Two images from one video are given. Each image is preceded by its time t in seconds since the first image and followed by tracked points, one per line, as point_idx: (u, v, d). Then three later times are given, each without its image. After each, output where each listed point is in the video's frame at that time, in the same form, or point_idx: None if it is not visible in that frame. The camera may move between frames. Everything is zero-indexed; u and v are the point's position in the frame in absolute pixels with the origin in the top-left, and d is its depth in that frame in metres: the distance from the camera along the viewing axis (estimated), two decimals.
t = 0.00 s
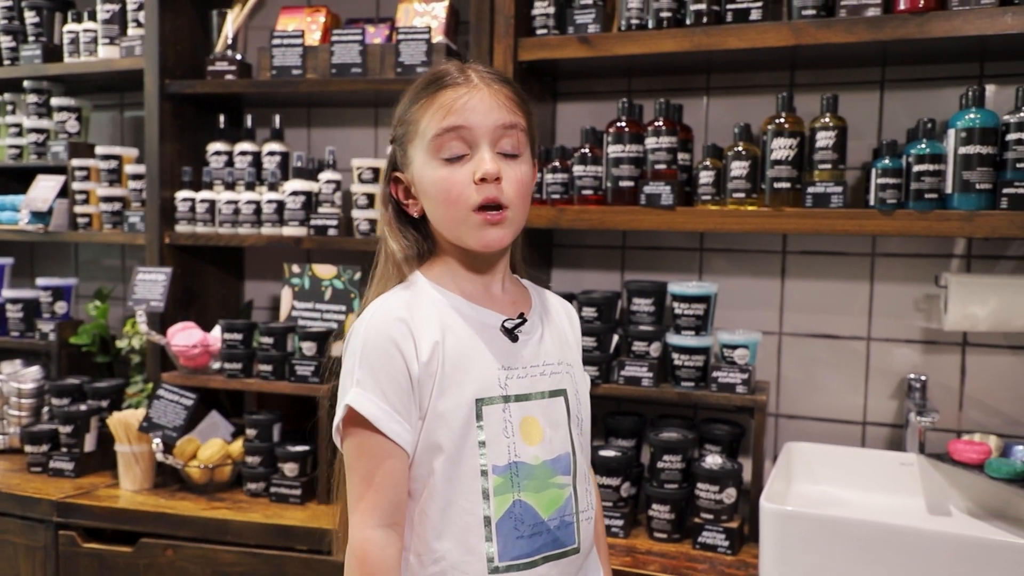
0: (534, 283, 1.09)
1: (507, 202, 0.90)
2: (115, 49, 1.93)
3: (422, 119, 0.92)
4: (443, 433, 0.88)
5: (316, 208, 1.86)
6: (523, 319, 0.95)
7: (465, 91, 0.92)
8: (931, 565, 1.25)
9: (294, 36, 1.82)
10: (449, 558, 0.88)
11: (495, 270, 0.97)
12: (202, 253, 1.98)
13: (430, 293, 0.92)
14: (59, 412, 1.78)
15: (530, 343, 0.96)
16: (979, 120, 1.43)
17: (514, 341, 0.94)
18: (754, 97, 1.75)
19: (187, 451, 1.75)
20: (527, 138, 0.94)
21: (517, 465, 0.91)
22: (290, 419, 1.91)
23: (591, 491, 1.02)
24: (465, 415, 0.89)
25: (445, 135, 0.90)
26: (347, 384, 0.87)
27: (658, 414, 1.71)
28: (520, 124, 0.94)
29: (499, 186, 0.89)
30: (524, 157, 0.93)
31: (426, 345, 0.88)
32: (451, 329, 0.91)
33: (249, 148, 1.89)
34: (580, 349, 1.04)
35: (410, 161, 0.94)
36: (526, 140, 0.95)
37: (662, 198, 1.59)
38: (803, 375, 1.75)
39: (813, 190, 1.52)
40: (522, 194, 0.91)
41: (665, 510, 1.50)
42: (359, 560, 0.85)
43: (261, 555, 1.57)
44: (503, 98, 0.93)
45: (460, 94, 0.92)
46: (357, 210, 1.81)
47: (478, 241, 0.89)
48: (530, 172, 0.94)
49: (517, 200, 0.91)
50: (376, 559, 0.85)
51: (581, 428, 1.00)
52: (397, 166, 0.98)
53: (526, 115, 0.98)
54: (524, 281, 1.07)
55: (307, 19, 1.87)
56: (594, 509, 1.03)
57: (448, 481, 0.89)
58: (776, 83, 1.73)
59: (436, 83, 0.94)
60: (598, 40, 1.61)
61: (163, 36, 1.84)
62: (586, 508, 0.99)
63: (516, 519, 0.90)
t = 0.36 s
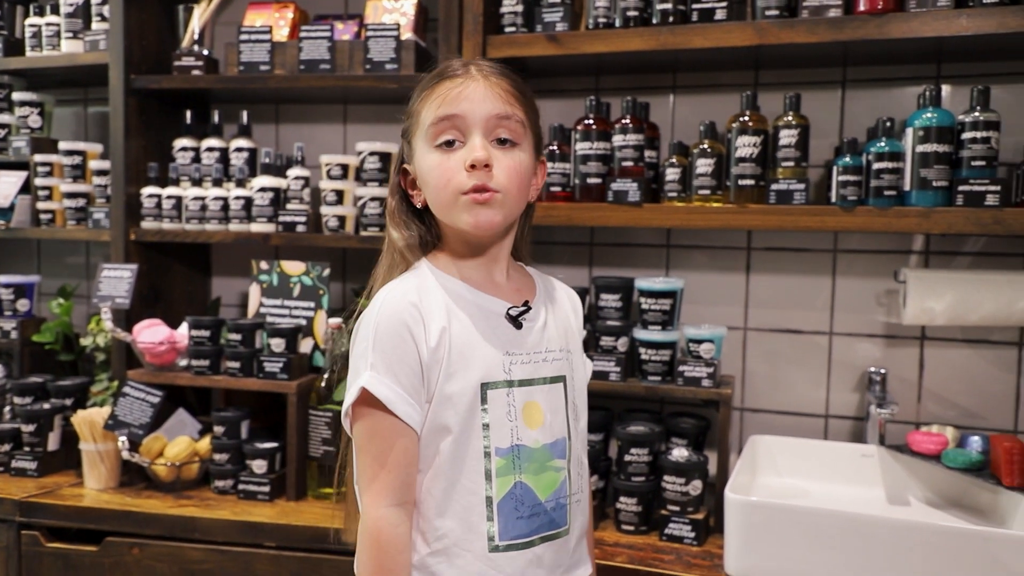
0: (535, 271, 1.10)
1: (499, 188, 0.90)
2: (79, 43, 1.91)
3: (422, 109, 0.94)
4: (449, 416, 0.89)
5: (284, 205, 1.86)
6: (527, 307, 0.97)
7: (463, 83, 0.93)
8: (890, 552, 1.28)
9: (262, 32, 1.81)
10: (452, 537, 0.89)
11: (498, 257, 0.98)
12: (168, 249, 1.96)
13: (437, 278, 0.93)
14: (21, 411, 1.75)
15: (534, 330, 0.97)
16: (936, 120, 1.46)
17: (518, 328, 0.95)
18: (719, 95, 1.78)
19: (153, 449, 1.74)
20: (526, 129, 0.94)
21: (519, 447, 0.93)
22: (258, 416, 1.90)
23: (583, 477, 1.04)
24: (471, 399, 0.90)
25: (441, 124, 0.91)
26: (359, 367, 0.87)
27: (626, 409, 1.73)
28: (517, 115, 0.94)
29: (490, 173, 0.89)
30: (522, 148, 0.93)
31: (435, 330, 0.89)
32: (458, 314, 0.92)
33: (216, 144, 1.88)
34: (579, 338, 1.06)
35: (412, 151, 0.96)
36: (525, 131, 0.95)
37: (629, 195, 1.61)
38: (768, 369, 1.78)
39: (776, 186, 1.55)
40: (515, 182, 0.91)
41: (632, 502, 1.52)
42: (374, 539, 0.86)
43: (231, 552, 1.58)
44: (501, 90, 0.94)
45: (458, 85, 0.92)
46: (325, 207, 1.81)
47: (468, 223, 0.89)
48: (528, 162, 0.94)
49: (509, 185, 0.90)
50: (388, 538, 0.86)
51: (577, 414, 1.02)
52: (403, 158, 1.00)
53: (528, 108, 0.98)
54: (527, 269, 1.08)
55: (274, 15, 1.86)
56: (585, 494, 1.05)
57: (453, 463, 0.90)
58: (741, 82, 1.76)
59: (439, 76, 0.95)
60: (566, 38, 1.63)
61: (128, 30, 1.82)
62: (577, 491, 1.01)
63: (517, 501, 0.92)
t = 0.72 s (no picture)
0: (505, 268, 1.11)
1: (471, 179, 0.90)
2: (44, 37, 1.88)
3: (393, 101, 0.94)
4: (426, 408, 0.89)
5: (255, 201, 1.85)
6: (504, 303, 0.97)
7: (432, 74, 0.92)
8: (856, 543, 1.30)
9: (231, 27, 1.80)
10: (423, 530, 0.90)
11: (475, 251, 0.99)
12: (137, 246, 1.94)
13: (417, 269, 0.93)
14: None
15: (508, 326, 0.98)
16: (900, 117, 1.48)
17: (495, 324, 0.96)
18: (689, 92, 1.79)
19: (122, 448, 1.72)
20: (497, 118, 0.94)
21: (492, 443, 0.94)
22: (229, 414, 1.89)
23: (545, 474, 1.06)
24: (447, 392, 0.90)
25: (410, 116, 0.91)
26: (340, 353, 0.85)
27: (597, 403, 1.74)
28: (487, 104, 0.94)
29: (461, 163, 0.89)
30: (494, 136, 0.93)
31: (417, 319, 0.89)
32: (437, 305, 0.92)
33: (186, 140, 1.86)
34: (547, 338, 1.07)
35: (387, 145, 0.96)
36: (497, 119, 0.95)
37: (600, 191, 1.61)
38: (738, 364, 1.80)
39: (745, 182, 1.56)
40: (488, 171, 0.91)
41: (603, 496, 1.53)
42: (352, 531, 0.84)
43: (200, 550, 1.57)
44: (470, 80, 0.94)
45: (427, 77, 0.92)
46: (297, 203, 1.80)
47: (443, 215, 0.90)
48: (501, 150, 0.94)
49: (481, 175, 0.91)
50: (367, 529, 0.84)
51: (545, 411, 1.03)
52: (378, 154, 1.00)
53: (500, 97, 0.98)
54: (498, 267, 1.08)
55: (245, 10, 1.85)
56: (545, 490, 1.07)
57: (428, 456, 0.90)
58: (710, 80, 1.77)
59: (410, 67, 0.95)
60: (537, 34, 1.63)
61: (96, 25, 1.80)
62: (540, 489, 1.03)
63: (487, 496, 0.93)
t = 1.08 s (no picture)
0: (462, 272, 1.11)
1: (429, 187, 0.90)
2: (11, 33, 1.85)
3: (347, 104, 0.93)
4: (377, 416, 0.89)
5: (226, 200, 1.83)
6: (456, 310, 0.98)
7: (386, 76, 0.92)
8: (822, 540, 1.31)
9: (202, 24, 1.78)
10: (370, 541, 0.90)
11: (429, 257, 0.99)
12: (107, 244, 1.92)
13: (370, 274, 0.92)
14: None
15: (461, 332, 0.98)
16: (868, 118, 1.50)
17: (447, 330, 0.96)
18: (661, 92, 1.80)
19: (91, 448, 1.70)
20: (454, 121, 0.94)
21: (442, 452, 0.94)
22: (200, 414, 1.88)
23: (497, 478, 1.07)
24: (399, 400, 0.90)
25: (366, 122, 0.91)
26: (288, 359, 0.84)
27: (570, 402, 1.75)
28: (444, 107, 0.94)
29: (419, 172, 0.89)
30: (450, 140, 0.94)
31: (369, 326, 0.89)
32: (390, 311, 0.91)
33: (156, 138, 1.84)
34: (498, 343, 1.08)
35: (340, 148, 0.95)
36: (454, 122, 0.95)
37: (572, 190, 1.61)
38: (710, 362, 1.81)
39: (716, 182, 1.57)
40: (446, 178, 0.92)
41: (576, 495, 1.54)
42: (295, 543, 0.83)
43: (169, 552, 1.55)
44: (426, 82, 0.93)
45: (381, 79, 0.92)
46: (269, 202, 1.79)
47: (400, 225, 0.90)
48: (458, 155, 0.94)
49: (439, 183, 0.91)
50: (310, 541, 0.84)
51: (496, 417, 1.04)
52: (332, 156, 0.99)
53: (456, 98, 0.97)
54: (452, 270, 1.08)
55: (216, 7, 1.84)
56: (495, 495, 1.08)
57: (378, 466, 0.90)
58: (682, 80, 1.78)
59: (363, 67, 0.94)
60: (510, 34, 1.63)
61: (64, 20, 1.77)
62: (492, 495, 1.04)
63: (438, 506, 0.94)
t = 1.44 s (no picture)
0: (430, 270, 1.10)
1: (397, 181, 0.89)
2: None
3: (320, 92, 0.93)
4: (334, 419, 0.89)
5: (203, 199, 1.81)
6: (418, 309, 0.97)
7: (361, 69, 0.92)
8: (801, 538, 1.31)
9: (178, 21, 1.76)
10: (331, 547, 0.90)
11: (391, 256, 0.98)
12: (82, 244, 1.90)
13: (327, 275, 0.92)
14: None
15: (425, 331, 0.97)
16: (846, 117, 1.50)
17: (409, 330, 0.95)
18: (640, 92, 1.80)
19: (65, 450, 1.69)
20: (425, 120, 0.94)
21: (404, 454, 0.93)
22: (177, 415, 1.86)
23: (466, 479, 1.06)
24: (357, 402, 0.90)
25: (338, 110, 0.90)
26: (239, 364, 0.85)
27: (550, 402, 1.74)
28: (417, 104, 0.94)
29: (388, 164, 0.89)
30: (421, 137, 0.93)
31: (323, 328, 0.88)
32: (346, 312, 0.91)
33: (132, 137, 1.83)
34: (467, 342, 1.07)
35: (307, 136, 0.94)
36: (425, 121, 0.95)
37: (552, 189, 1.60)
38: (689, 362, 1.81)
39: (695, 182, 1.57)
40: (415, 174, 0.91)
41: (555, 495, 1.54)
42: (254, 550, 0.84)
43: (144, 555, 1.53)
44: (401, 78, 0.94)
45: (356, 71, 0.92)
46: (246, 201, 1.77)
47: (365, 215, 0.89)
48: (427, 153, 0.94)
49: (408, 178, 0.90)
50: (270, 546, 0.84)
51: (464, 417, 1.03)
52: (296, 145, 0.99)
53: (429, 98, 0.98)
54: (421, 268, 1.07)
55: (192, 5, 1.82)
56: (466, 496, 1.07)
57: (337, 469, 0.89)
58: (661, 80, 1.78)
59: (337, 60, 0.94)
60: (489, 33, 1.62)
61: (37, 17, 1.75)
62: (460, 496, 1.03)
63: (399, 508, 0.93)
